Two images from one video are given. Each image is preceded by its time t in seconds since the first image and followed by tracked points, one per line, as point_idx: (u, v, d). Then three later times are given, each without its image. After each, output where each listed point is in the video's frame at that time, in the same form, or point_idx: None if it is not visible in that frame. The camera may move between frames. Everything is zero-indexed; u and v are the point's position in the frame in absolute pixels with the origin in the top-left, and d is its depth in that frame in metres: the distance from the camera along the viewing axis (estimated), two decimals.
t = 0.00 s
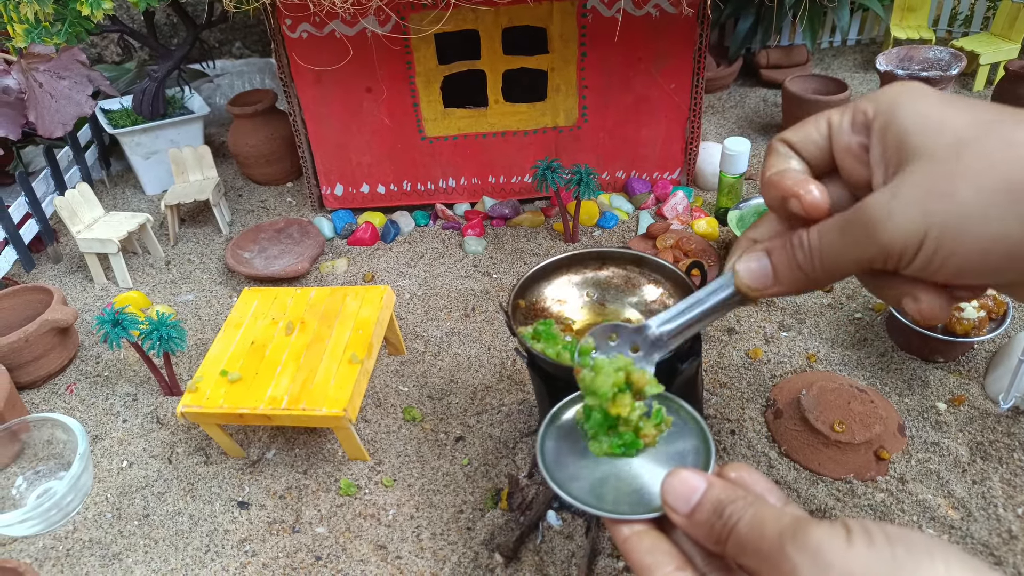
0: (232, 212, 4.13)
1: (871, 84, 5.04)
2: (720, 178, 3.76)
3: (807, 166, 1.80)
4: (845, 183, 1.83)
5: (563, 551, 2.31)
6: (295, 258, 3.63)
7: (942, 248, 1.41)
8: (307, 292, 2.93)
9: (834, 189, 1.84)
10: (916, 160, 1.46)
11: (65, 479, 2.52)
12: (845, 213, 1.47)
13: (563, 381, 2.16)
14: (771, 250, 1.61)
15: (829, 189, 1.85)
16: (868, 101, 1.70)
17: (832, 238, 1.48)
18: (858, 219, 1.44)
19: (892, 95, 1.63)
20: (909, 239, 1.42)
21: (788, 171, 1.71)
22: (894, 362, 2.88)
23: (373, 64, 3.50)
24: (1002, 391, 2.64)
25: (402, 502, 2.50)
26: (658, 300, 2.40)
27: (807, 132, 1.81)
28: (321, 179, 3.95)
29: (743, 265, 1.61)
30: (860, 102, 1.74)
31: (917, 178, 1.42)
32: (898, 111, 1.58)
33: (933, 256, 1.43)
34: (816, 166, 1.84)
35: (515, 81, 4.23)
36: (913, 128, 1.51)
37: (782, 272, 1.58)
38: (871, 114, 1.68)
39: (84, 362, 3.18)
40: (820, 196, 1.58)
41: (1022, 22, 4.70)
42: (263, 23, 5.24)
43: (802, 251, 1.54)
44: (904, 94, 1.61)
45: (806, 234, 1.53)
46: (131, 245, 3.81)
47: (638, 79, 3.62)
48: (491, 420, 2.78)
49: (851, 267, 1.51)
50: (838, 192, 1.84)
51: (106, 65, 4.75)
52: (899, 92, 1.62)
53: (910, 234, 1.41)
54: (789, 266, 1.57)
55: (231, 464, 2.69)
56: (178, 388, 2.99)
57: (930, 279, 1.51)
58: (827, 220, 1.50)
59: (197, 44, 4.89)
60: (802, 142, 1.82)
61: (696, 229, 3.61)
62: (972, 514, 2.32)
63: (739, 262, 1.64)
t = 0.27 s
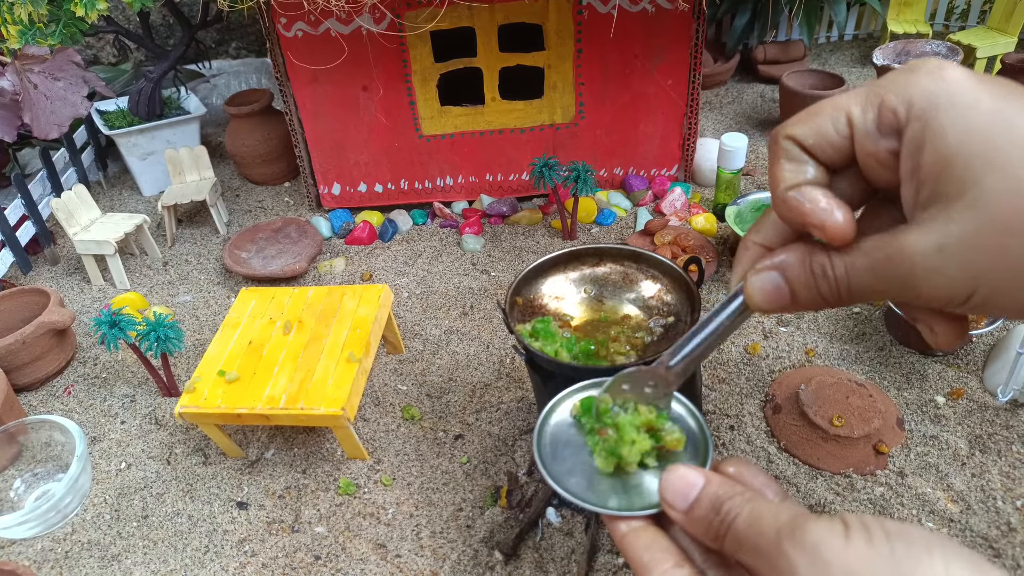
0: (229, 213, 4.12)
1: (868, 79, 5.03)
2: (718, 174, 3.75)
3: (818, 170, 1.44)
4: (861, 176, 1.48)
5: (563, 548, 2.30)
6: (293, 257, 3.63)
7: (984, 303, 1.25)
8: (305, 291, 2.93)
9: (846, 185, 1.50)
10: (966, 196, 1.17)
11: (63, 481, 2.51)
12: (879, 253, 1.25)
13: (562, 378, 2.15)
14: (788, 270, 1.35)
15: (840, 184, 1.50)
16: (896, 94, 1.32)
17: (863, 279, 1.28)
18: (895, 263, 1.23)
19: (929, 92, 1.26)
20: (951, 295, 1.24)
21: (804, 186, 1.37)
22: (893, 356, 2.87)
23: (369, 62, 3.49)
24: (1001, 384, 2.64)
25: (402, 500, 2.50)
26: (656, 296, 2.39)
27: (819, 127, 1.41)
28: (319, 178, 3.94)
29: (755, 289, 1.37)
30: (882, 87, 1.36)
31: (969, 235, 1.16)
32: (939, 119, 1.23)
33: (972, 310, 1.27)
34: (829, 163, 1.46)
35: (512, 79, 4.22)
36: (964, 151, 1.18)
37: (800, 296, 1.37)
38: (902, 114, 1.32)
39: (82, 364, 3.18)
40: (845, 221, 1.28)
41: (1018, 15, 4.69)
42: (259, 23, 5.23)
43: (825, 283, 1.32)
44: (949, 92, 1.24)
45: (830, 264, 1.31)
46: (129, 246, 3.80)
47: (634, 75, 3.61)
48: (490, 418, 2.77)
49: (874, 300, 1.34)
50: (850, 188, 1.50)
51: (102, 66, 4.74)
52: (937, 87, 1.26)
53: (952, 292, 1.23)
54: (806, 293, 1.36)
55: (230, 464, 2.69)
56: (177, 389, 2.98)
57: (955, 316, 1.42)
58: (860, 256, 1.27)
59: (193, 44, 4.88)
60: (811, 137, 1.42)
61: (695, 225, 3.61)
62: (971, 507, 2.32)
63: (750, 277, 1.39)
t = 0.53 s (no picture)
0: (229, 212, 4.12)
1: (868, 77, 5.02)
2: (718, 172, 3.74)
3: (850, 140, 1.33)
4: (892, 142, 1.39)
5: (564, 547, 2.30)
6: (293, 257, 3.62)
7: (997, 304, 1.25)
8: (305, 291, 2.92)
9: (873, 151, 1.41)
10: (1010, 200, 1.13)
11: (63, 481, 2.50)
12: (904, 245, 1.22)
13: (563, 377, 2.14)
14: (801, 240, 1.31)
15: (868, 148, 1.41)
16: (955, 65, 1.21)
17: (877, 262, 1.25)
18: (915, 255, 1.21)
19: (992, 71, 1.17)
20: (967, 295, 1.24)
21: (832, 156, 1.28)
22: (894, 354, 2.86)
23: (369, 61, 3.48)
24: (1002, 382, 2.63)
25: (402, 500, 2.49)
26: (657, 294, 2.39)
27: (861, 89, 1.29)
28: (319, 178, 3.93)
29: (759, 250, 1.31)
30: (943, 50, 1.24)
31: (1004, 241, 1.15)
32: (999, 108, 1.15)
33: (981, 309, 1.28)
34: (862, 130, 1.34)
35: (512, 77, 4.21)
36: None
37: (808, 266, 1.34)
38: (958, 91, 1.21)
39: (81, 364, 3.17)
40: (868, 198, 1.21)
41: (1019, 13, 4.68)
42: (259, 22, 5.22)
43: (835, 258, 1.29)
44: (1017, 74, 1.14)
45: (844, 239, 1.27)
46: (129, 246, 3.80)
47: (635, 74, 3.60)
48: (490, 417, 2.76)
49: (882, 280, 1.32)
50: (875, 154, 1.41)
51: (102, 66, 4.73)
52: (1004, 66, 1.16)
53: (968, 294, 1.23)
54: (813, 263, 1.33)
55: (230, 464, 2.68)
56: (177, 389, 2.97)
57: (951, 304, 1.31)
58: (881, 239, 1.24)
59: (192, 44, 4.87)
60: (850, 102, 1.30)
61: (696, 224, 3.60)
62: (973, 505, 2.31)
63: (754, 238, 1.33)
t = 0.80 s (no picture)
0: (228, 211, 4.11)
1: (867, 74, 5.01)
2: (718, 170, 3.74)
3: (829, 123, 1.30)
4: (872, 122, 1.35)
5: (563, 546, 2.29)
6: (292, 256, 3.62)
7: (982, 284, 1.22)
8: (303, 290, 2.91)
9: (854, 132, 1.37)
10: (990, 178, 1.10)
11: (61, 480, 2.50)
12: (884, 224, 1.20)
13: (562, 375, 2.14)
14: (782, 219, 1.30)
15: (847, 130, 1.37)
16: (933, 46, 1.17)
17: (859, 241, 1.24)
18: (892, 231, 1.19)
19: (971, 50, 1.13)
20: (947, 275, 1.21)
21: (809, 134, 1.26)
22: (894, 352, 2.86)
23: (367, 59, 3.47)
24: (1001, 379, 2.62)
25: (402, 499, 2.48)
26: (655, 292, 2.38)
27: (842, 72, 1.25)
28: (318, 177, 3.93)
29: (743, 230, 1.31)
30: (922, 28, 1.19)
31: (989, 218, 1.11)
32: (977, 88, 1.11)
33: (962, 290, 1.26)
34: (844, 110, 1.31)
35: (511, 76, 4.21)
36: (1004, 129, 1.08)
37: (790, 245, 1.32)
38: (937, 72, 1.17)
39: (80, 363, 3.17)
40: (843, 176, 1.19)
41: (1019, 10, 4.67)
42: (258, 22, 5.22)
43: (817, 239, 1.28)
44: (995, 54, 1.11)
45: (824, 220, 1.25)
46: (127, 246, 3.79)
47: (634, 72, 3.59)
48: (490, 416, 2.76)
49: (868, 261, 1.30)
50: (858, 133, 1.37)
51: (101, 65, 4.73)
52: (983, 46, 1.12)
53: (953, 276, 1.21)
54: (795, 246, 1.33)
55: (229, 464, 2.68)
56: (175, 388, 2.97)
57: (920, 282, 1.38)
58: (861, 217, 1.22)
59: (191, 43, 4.86)
60: (830, 82, 1.27)
61: (695, 222, 3.60)
62: (973, 503, 2.31)
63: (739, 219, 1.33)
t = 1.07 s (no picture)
0: (228, 209, 4.11)
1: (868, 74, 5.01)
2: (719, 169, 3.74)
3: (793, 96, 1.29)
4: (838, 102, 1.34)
5: (562, 544, 2.29)
6: (292, 254, 3.62)
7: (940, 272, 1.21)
8: (303, 288, 2.92)
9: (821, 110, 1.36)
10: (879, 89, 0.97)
11: (61, 479, 2.50)
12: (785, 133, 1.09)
13: (562, 375, 2.14)
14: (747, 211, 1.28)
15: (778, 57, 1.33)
16: None
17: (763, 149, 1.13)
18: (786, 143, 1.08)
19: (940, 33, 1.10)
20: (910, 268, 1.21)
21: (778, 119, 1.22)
22: (893, 351, 2.86)
23: (367, 58, 3.47)
24: (1000, 378, 2.62)
25: (401, 498, 2.49)
26: (655, 293, 2.38)
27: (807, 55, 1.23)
28: (318, 175, 3.93)
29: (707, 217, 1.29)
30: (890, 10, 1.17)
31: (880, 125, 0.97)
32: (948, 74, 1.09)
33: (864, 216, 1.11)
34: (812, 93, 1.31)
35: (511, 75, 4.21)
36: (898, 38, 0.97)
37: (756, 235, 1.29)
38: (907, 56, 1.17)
39: (80, 361, 3.17)
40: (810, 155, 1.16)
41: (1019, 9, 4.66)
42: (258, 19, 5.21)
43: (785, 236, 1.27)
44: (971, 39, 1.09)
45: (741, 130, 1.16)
46: (127, 244, 3.79)
47: (634, 71, 3.59)
48: (490, 414, 2.76)
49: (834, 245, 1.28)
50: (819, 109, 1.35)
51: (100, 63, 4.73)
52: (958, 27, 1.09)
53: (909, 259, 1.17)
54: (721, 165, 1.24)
55: (228, 462, 2.68)
56: (175, 386, 2.97)
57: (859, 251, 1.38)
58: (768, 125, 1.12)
59: (191, 40, 4.86)
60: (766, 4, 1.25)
61: (695, 221, 3.59)
62: (972, 502, 2.31)
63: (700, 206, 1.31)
